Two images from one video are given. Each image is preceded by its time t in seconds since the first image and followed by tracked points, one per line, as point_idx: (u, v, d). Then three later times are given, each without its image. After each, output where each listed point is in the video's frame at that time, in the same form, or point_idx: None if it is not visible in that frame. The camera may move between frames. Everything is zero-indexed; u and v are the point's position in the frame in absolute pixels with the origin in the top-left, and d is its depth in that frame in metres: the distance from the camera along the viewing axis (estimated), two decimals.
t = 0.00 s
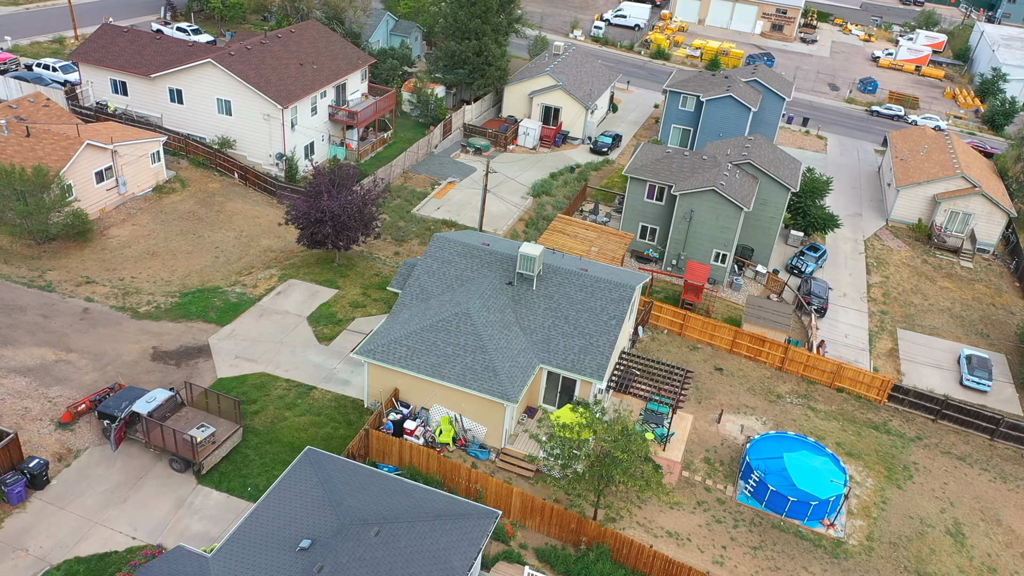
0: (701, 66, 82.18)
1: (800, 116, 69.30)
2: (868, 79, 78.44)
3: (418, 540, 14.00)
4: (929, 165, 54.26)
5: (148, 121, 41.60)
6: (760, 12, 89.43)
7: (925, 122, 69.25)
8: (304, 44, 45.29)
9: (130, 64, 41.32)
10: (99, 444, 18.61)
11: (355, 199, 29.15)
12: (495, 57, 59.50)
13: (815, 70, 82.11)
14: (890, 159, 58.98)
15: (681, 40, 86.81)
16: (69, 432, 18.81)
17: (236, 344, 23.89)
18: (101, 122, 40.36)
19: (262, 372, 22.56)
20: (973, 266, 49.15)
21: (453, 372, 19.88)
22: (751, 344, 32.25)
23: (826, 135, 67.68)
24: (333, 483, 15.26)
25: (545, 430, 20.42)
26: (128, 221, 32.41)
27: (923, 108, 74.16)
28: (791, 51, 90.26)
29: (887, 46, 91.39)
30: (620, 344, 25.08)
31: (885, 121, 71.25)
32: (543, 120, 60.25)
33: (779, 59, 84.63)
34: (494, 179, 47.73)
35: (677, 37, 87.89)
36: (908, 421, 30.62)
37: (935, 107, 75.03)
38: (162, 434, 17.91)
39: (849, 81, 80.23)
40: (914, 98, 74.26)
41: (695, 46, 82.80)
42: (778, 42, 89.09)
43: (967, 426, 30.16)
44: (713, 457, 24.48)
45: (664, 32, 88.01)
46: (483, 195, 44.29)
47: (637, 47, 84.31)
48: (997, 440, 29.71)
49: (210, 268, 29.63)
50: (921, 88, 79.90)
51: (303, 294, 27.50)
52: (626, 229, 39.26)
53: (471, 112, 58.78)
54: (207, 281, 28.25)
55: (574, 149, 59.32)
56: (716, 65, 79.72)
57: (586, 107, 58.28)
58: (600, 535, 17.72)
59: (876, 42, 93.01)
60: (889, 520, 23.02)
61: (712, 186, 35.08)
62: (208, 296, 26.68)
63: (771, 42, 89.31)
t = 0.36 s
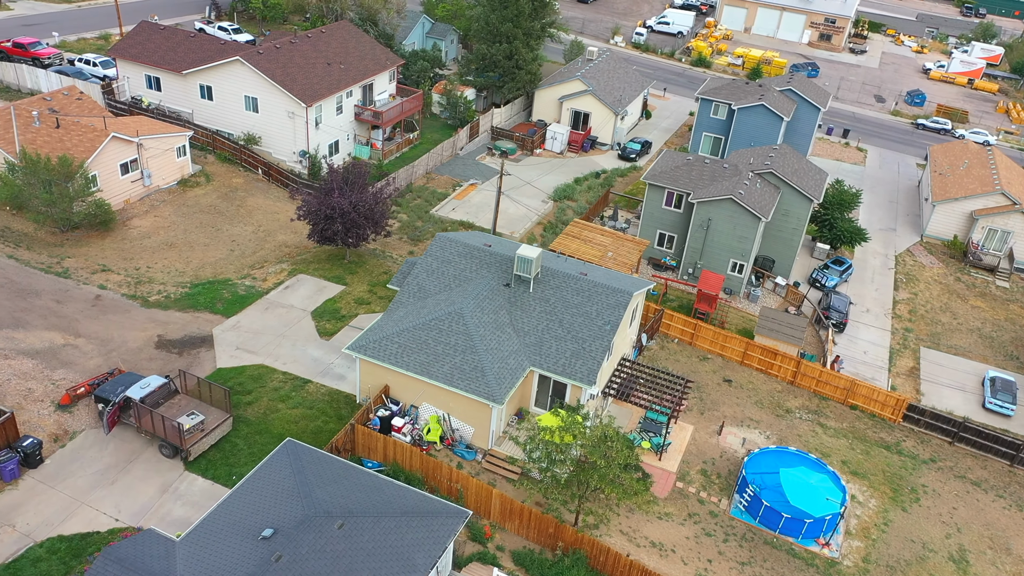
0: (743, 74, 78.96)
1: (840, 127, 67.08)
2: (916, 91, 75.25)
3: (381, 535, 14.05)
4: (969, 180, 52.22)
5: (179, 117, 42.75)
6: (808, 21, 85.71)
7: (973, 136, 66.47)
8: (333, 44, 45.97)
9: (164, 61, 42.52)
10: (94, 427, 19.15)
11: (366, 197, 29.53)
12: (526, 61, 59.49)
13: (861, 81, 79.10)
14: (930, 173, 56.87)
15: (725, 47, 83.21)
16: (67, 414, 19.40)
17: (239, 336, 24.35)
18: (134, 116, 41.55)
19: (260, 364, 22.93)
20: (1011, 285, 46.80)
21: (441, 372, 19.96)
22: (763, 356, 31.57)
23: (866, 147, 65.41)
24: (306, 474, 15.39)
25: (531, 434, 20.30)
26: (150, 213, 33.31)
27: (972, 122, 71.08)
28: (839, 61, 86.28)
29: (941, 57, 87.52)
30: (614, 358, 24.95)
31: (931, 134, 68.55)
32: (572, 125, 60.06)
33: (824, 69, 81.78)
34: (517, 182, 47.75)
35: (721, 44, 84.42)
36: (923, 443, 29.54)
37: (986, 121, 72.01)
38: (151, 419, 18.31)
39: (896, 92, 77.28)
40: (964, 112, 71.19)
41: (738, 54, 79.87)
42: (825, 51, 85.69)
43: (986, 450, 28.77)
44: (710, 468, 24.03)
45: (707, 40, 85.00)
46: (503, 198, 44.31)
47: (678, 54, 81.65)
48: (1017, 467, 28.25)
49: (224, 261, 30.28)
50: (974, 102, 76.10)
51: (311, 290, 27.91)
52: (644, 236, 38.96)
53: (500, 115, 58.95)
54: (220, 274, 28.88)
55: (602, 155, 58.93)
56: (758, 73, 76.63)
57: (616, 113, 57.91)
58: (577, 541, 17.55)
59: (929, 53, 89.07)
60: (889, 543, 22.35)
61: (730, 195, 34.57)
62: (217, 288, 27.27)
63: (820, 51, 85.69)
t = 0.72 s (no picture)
0: (788, 85, 76.47)
1: (884, 140, 64.51)
2: (968, 105, 71.96)
3: (345, 528, 14.13)
4: (1012, 197, 49.71)
5: (211, 113, 43.89)
6: (860, 31, 82.40)
7: None
8: (364, 44, 46.65)
9: (199, 58, 43.71)
10: (92, 408, 19.74)
11: (378, 196, 29.90)
12: (558, 65, 59.40)
13: (912, 93, 75.86)
14: (972, 188, 54.45)
15: (772, 56, 80.55)
16: (67, 395, 20.03)
17: (243, 327, 24.84)
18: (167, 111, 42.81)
19: (260, 355, 23.38)
20: None
21: (429, 370, 20.06)
22: (774, 370, 30.85)
23: (911, 161, 62.75)
24: (278, 465, 15.55)
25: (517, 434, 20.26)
26: (173, 205, 34.24)
27: None
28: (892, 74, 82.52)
29: (1001, 71, 83.54)
30: (610, 368, 24.63)
31: (979, 149, 65.49)
32: (603, 131, 59.75)
33: (874, 81, 78.50)
34: (541, 186, 47.70)
35: (768, 54, 81.25)
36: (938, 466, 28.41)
37: None
38: (142, 403, 18.79)
39: (948, 105, 74.04)
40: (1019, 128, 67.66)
41: (783, 63, 77.10)
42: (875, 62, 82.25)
43: (1005, 479, 27.50)
44: (705, 481, 23.61)
45: (754, 49, 82.15)
46: (524, 202, 44.35)
47: (722, 63, 79.50)
48: None
49: (239, 254, 30.95)
50: None
51: (320, 285, 28.33)
52: (662, 244, 38.53)
53: (531, 119, 59.00)
54: (233, 266, 29.54)
55: (631, 162, 58.38)
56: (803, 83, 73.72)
57: (647, 119, 57.41)
58: (552, 546, 17.41)
59: (987, 67, 85.04)
60: (885, 567, 21.73)
61: (748, 205, 33.95)
62: (229, 280, 27.91)
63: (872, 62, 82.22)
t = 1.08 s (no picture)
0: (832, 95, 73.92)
1: (928, 154, 61.75)
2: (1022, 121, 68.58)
3: (312, 520, 14.26)
4: None
5: (242, 110, 44.89)
6: (913, 43, 79.00)
7: None
8: (393, 46, 47.20)
9: (232, 56, 44.78)
10: (92, 392, 20.33)
11: (391, 194, 30.20)
12: (589, 70, 59.21)
13: (963, 107, 72.66)
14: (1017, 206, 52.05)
15: (818, 66, 77.99)
16: (71, 379, 20.68)
17: (249, 320, 25.32)
18: (200, 106, 43.93)
19: (261, 348, 23.80)
20: None
21: (419, 368, 20.18)
22: (785, 385, 30.12)
23: (955, 176, 60.02)
24: (253, 454, 15.77)
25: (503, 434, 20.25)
26: (196, 198, 35.09)
27: None
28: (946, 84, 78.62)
29: None
30: (607, 376, 24.17)
31: None
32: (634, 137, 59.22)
33: (923, 93, 75.29)
34: (564, 191, 47.59)
35: (814, 64, 78.44)
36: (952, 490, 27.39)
37: None
38: (138, 390, 19.28)
39: (1001, 120, 70.74)
40: None
41: (828, 73, 74.51)
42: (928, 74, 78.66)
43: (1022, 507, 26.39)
44: (700, 493, 23.23)
45: (800, 59, 79.54)
46: (545, 207, 44.35)
47: (765, 71, 77.27)
48: None
49: (255, 248, 31.57)
50: None
51: (329, 281, 28.72)
52: (680, 252, 38.08)
53: (561, 124, 58.94)
54: (247, 260, 30.16)
55: (660, 169, 57.77)
56: (848, 94, 71.02)
57: (677, 127, 56.84)
58: (528, 551, 17.31)
59: None
60: None
61: (767, 215, 33.39)
62: (241, 273, 28.49)
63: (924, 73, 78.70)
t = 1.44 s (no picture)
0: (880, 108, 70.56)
1: (978, 169, 58.48)
2: None
3: (280, 510, 14.51)
4: None
5: (274, 107, 45.87)
6: (971, 55, 74.46)
7: None
8: (424, 48, 47.62)
9: (267, 54, 45.83)
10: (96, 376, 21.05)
11: (405, 194, 30.50)
12: (623, 76, 58.79)
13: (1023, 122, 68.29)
14: None
15: (869, 78, 74.39)
16: (78, 362, 21.46)
17: (257, 312, 25.85)
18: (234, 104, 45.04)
19: (265, 340, 24.27)
20: None
21: (409, 366, 20.34)
22: (795, 400, 29.37)
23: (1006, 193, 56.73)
24: (232, 442, 16.12)
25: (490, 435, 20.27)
26: (221, 193, 35.99)
27: None
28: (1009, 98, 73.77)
29: None
30: (605, 382, 23.98)
31: None
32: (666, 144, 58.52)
33: (979, 106, 71.38)
34: (589, 196, 47.33)
35: (864, 75, 75.06)
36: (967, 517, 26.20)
37: None
38: (137, 375, 19.87)
39: None
40: None
41: (876, 85, 71.24)
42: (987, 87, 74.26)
43: None
44: (694, 506, 22.83)
45: (850, 69, 75.99)
46: (568, 212, 44.20)
47: (812, 82, 74.34)
48: None
49: (272, 243, 32.19)
50: None
51: (339, 278, 29.10)
52: (699, 261, 37.58)
53: (593, 129, 58.70)
54: (263, 254, 30.79)
55: (691, 177, 56.94)
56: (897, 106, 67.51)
57: (710, 135, 55.76)
58: (503, 553, 17.31)
59: None
60: None
61: (786, 226, 32.78)
62: (254, 267, 29.10)
63: (983, 86, 74.31)
